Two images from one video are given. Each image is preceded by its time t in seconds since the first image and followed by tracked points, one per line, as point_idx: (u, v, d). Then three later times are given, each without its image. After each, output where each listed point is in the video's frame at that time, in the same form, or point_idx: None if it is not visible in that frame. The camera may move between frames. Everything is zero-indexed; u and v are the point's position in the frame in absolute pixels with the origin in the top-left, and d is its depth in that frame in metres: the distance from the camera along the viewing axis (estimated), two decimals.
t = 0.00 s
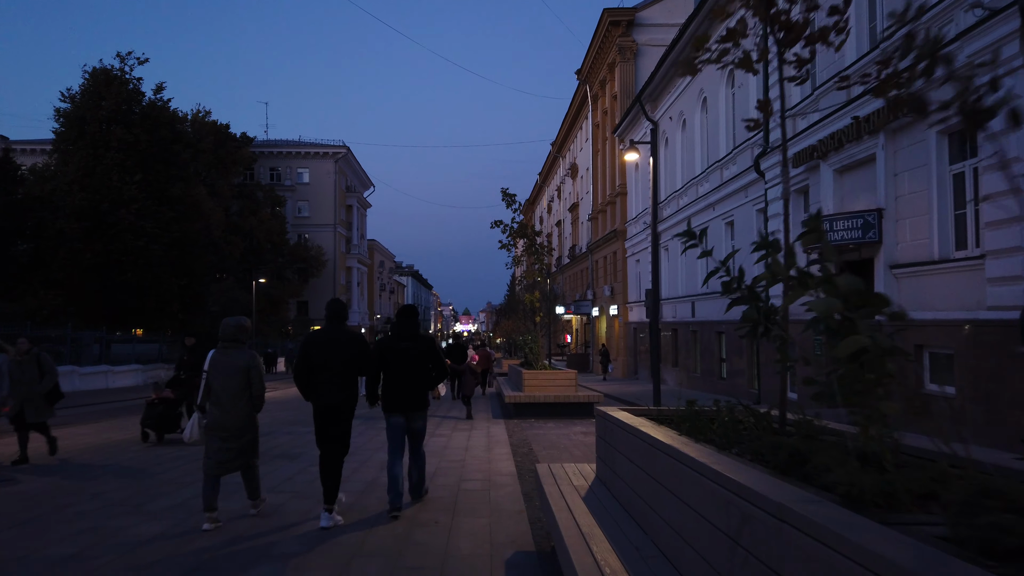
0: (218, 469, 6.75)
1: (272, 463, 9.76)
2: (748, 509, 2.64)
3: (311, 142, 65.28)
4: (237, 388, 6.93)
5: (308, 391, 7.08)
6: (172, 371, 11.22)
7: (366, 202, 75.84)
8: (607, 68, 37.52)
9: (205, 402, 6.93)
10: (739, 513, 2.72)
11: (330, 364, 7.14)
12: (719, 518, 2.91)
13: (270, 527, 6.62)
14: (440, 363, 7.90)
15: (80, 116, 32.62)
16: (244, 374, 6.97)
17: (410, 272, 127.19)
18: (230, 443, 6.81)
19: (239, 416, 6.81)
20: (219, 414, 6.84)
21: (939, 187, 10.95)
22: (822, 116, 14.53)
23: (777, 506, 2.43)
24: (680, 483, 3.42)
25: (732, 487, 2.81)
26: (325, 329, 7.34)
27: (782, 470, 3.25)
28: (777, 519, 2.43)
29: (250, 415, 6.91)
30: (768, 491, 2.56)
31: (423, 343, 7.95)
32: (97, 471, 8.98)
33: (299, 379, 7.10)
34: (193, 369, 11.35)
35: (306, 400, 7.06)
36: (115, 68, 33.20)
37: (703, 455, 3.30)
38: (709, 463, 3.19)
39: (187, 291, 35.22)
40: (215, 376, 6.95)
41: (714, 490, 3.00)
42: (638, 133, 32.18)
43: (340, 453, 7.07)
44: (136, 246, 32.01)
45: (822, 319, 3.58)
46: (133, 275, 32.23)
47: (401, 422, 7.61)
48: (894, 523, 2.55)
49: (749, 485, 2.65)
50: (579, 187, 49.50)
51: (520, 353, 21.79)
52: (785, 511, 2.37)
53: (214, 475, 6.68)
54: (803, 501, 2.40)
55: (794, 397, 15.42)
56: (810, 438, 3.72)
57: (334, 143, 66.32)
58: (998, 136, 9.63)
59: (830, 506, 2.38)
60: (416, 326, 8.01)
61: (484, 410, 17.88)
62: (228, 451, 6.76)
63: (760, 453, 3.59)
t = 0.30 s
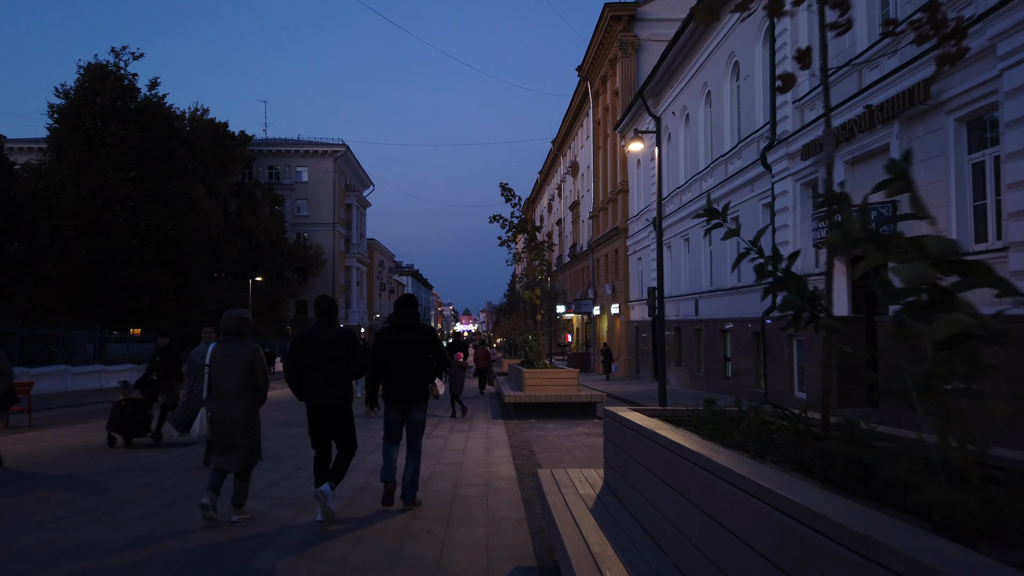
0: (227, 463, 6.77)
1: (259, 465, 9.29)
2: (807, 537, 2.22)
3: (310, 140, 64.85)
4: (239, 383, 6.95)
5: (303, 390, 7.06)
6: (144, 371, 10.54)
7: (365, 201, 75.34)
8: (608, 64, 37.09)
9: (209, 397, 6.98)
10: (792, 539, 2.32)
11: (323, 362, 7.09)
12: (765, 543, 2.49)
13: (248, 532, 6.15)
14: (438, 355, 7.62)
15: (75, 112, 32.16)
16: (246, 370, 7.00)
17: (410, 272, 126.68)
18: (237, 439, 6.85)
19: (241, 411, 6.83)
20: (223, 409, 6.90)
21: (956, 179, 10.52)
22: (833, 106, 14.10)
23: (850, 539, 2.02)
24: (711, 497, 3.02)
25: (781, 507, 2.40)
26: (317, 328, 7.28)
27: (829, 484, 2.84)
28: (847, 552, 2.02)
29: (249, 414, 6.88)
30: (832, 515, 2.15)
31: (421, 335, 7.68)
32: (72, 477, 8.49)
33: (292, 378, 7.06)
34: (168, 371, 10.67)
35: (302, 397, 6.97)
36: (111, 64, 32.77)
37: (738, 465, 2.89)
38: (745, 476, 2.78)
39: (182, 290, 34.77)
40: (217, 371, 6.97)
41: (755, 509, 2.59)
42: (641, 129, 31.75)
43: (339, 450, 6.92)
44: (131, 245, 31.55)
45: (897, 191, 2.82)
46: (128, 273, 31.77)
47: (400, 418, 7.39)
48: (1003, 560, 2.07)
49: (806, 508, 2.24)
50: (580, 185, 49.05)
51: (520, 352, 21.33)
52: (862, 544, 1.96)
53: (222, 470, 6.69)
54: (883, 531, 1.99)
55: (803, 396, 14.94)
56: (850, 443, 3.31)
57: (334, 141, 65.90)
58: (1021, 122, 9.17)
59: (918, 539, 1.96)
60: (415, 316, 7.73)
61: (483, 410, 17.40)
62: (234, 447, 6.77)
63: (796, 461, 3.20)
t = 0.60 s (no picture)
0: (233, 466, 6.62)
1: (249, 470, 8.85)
2: (831, 544, 2.17)
3: (310, 139, 64.43)
4: (241, 386, 6.73)
5: (301, 392, 6.62)
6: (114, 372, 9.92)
7: (365, 200, 74.84)
8: (611, 60, 36.67)
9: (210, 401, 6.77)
10: (815, 544, 2.26)
11: (323, 363, 6.66)
12: (784, 548, 2.43)
13: (228, 546, 5.69)
14: (439, 360, 7.23)
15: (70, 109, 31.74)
16: (247, 372, 6.76)
17: (410, 272, 126.03)
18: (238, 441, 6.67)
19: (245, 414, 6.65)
20: (225, 412, 6.69)
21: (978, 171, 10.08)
22: (846, 97, 13.69)
23: (880, 548, 1.96)
24: (722, 497, 2.95)
25: (801, 511, 2.35)
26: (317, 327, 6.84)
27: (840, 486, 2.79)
28: (878, 560, 1.97)
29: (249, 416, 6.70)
30: (862, 522, 2.09)
31: (421, 339, 7.30)
32: (49, 484, 8.07)
33: (290, 379, 6.62)
34: (140, 370, 10.16)
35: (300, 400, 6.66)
36: (107, 60, 32.37)
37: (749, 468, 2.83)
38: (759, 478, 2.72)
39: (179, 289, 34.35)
40: (218, 373, 6.76)
41: (773, 512, 2.52)
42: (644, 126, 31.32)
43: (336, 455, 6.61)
44: (128, 242, 31.12)
45: None
46: (124, 272, 31.33)
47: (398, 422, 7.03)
48: None
49: (832, 514, 2.18)
50: (580, 183, 48.66)
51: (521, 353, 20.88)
52: (893, 553, 1.90)
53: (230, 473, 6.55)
54: (917, 539, 1.94)
55: (814, 397, 14.51)
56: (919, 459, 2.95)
57: (333, 140, 65.49)
58: None
59: (951, 549, 1.91)
60: (414, 319, 7.35)
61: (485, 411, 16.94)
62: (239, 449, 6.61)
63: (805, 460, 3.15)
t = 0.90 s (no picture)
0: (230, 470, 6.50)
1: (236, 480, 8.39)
2: (842, 560, 2.06)
3: (309, 138, 63.93)
4: (241, 387, 6.61)
5: (302, 394, 6.40)
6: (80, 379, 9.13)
7: (365, 200, 74.26)
8: (613, 58, 36.24)
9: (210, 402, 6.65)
10: (825, 561, 2.15)
11: (325, 365, 6.45)
12: (793, 563, 2.32)
13: (208, 564, 5.24)
14: (438, 360, 6.97)
15: (66, 106, 31.27)
16: (248, 373, 6.64)
17: (410, 272, 125.71)
18: (242, 443, 6.56)
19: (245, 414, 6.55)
20: (224, 414, 6.58)
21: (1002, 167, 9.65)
22: (859, 91, 13.26)
23: (895, 567, 1.84)
24: (727, 507, 2.85)
25: (809, 524, 2.23)
26: (317, 328, 6.63)
27: (890, 519, 2.44)
28: None
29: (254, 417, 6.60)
30: None
31: (418, 338, 7.04)
32: (22, 497, 7.60)
33: (291, 381, 6.41)
34: (109, 377, 9.16)
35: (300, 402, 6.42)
36: (103, 57, 31.90)
37: (756, 478, 2.72)
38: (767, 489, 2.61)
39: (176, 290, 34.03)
40: (218, 375, 6.64)
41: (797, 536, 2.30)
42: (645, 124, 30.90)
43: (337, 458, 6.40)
44: (123, 242, 30.65)
45: None
46: (120, 272, 30.86)
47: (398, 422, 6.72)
48: None
49: (844, 530, 2.07)
50: (582, 183, 48.19)
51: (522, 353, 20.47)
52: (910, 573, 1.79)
53: (226, 476, 6.43)
54: (936, 560, 1.82)
55: (824, 400, 14.06)
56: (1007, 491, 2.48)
57: (333, 139, 64.98)
58: None
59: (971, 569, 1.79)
60: (410, 317, 7.08)
61: (485, 413, 16.51)
62: (237, 453, 6.50)
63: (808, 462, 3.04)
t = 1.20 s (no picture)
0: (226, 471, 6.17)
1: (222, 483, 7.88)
2: (851, 540, 1.94)
3: (308, 136, 63.42)
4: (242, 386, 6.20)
5: (297, 393, 5.98)
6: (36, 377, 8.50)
7: (364, 198, 73.72)
8: (615, 53, 35.75)
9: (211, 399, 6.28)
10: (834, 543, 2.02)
11: (324, 363, 6.03)
12: (799, 545, 2.20)
13: None
14: (444, 362, 6.60)
15: (60, 101, 30.75)
16: (251, 372, 6.24)
17: (410, 271, 125.12)
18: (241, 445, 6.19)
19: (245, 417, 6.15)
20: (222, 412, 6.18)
21: None
22: (872, 79, 12.78)
23: (912, 551, 1.71)
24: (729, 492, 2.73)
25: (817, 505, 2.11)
26: (318, 324, 6.21)
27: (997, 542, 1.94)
28: (906, 560, 1.74)
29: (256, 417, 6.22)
30: None
31: (424, 338, 6.67)
32: None
33: (286, 378, 5.98)
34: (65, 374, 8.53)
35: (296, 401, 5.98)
36: (98, 51, 31.39)
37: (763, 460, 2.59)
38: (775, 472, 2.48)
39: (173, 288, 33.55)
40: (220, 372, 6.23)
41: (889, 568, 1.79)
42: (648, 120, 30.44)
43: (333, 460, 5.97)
44: (118, 239, 30.16)
45: None
46: (115, 269, 30.39)
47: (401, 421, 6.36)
48: None
49: (898, 531, 1.77)
50: (583, 180, 47.71)
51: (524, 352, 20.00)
52: (923, 552, 1.67)
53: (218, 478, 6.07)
54: (950, 537, 1.70)
55: (837, 399, 13.59)
56: None
57: (333, 137, 64.47)
58: None
59: (995, 550, 1.66)
60: (417, 317, 6.71)
61: (487, 414, 16.03)
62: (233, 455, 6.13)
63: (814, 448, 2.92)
